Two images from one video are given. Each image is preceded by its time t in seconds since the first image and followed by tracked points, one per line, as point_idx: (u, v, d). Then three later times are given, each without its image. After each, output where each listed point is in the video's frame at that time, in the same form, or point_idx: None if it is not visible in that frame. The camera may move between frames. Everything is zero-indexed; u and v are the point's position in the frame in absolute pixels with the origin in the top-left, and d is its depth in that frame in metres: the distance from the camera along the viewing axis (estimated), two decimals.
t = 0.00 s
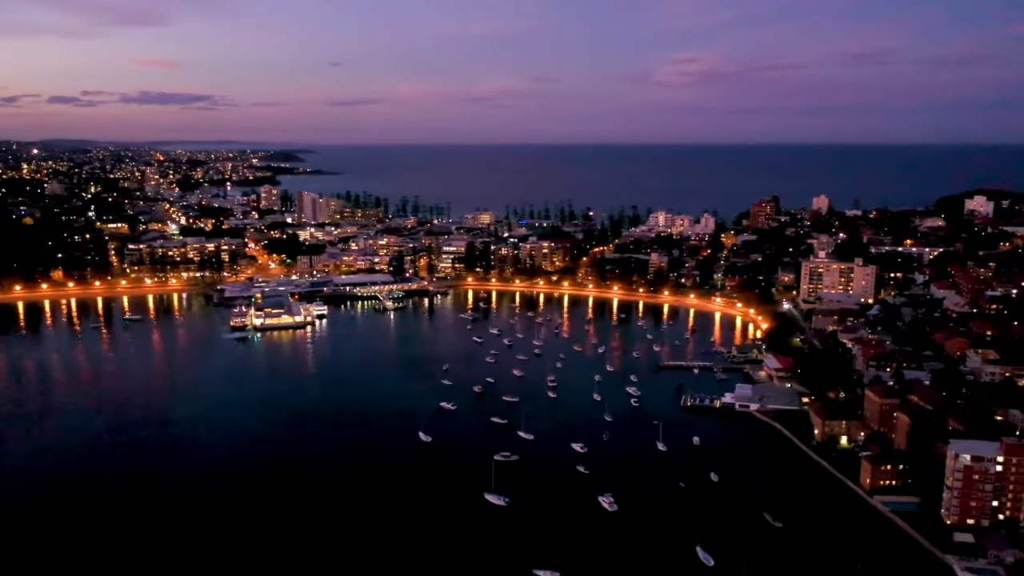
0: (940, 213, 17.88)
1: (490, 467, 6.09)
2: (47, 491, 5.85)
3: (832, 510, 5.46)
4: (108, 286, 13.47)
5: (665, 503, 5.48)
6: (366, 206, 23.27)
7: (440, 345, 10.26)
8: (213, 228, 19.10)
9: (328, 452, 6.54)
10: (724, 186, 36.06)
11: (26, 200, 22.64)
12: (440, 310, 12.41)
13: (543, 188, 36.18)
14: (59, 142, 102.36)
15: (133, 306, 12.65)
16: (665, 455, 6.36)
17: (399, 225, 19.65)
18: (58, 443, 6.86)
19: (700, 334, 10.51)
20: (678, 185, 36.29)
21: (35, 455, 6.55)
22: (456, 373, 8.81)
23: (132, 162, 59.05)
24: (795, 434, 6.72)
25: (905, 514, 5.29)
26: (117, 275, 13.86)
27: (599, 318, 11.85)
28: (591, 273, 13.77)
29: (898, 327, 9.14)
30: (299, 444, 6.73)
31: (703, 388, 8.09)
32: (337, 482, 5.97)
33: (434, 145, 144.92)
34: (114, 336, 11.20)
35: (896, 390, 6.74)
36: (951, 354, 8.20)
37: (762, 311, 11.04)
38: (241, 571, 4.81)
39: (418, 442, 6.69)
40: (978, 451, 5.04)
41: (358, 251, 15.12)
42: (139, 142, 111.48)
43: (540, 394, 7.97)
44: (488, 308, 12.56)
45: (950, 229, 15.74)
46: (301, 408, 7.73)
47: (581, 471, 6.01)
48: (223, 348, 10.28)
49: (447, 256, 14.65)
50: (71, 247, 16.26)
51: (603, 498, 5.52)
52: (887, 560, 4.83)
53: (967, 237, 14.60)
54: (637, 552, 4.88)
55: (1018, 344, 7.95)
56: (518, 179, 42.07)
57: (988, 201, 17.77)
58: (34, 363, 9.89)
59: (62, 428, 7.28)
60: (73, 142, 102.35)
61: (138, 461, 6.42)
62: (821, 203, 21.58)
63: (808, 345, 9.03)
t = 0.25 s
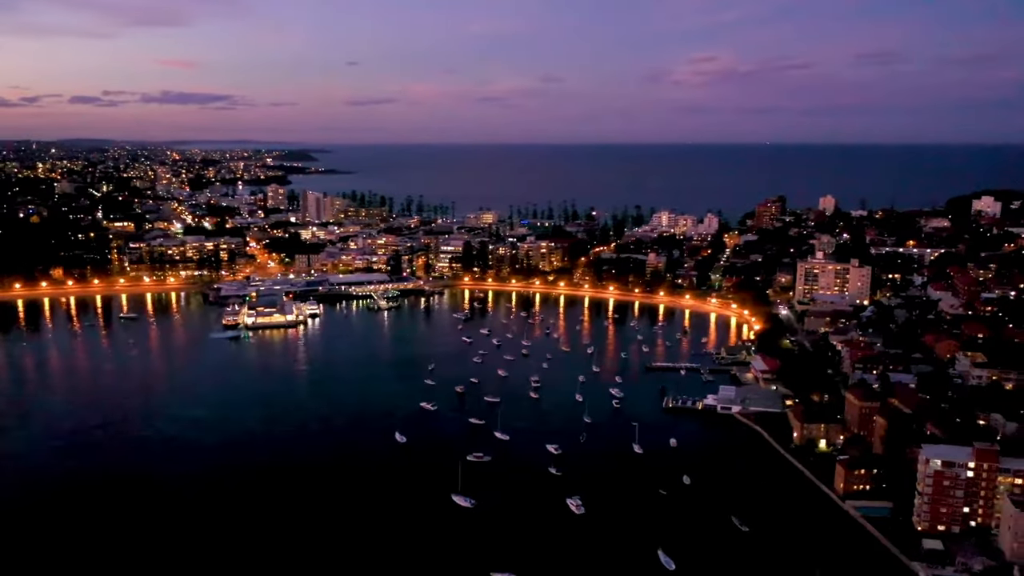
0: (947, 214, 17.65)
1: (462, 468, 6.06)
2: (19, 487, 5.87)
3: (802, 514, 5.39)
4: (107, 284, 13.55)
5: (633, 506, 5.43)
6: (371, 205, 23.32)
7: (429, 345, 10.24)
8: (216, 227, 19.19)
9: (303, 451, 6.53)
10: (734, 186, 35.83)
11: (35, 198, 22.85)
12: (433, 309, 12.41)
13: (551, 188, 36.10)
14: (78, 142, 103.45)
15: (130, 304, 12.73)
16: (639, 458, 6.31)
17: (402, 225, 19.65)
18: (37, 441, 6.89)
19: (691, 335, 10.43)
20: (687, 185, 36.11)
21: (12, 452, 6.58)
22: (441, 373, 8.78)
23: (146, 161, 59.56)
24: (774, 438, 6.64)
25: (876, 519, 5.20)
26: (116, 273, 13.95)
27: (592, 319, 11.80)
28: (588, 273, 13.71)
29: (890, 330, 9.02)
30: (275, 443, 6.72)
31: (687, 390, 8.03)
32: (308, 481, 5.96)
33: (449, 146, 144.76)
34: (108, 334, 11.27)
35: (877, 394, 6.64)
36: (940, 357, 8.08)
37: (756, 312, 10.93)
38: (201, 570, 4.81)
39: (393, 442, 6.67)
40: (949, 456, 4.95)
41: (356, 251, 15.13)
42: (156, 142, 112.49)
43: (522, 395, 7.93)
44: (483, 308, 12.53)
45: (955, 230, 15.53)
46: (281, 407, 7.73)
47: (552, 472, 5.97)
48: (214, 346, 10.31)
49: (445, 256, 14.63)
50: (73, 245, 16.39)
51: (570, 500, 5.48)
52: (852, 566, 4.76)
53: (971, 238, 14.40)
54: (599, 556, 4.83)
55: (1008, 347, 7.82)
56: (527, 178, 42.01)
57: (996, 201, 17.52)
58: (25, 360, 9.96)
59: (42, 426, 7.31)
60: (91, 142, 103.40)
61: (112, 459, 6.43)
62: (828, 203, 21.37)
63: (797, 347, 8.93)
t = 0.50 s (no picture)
0: (953, 214, 17.42)
1: (433, 469, 6.03)
2: None
3: (772, 519, 5.31)
4: (106, 283, 13.64)
5: (600, 510, 5.38)
6: (375, 204, 23.36)
7: (418, 346, 10.21)
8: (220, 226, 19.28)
9: (277, 452, 6.52)
10: (744, 185, 35.58)
11: (44, 198, 23.07)
12: (427, 309, 12.39)
13: (560, 188, 36.02)
14: (95, 143, 104.42)
15: (127, 303, 12.81)
16: (613, 460, 6.24)
17: (405, 224, 19.65)
18: (15, 440, 6.92)
19: (682, 336, 10.35)
20: (697, 185, 35.92)
21: None
22: (426, 373, 8.75)
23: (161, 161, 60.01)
24: (752, 441, 6.56)
25: (846, 525, 5.11)
26: (116, 272, 14.03)
27: (585, 319, 11.74)
28: (584, 273, 13.65)
29: (881, 332, 8.91)
30: (251, 444, 6.71)
31: (671, 391, 7.95)
32: (279, 482, 5.95)
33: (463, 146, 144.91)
34: (103, 333, 11.34)
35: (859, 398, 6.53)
36: (929, 360, 7.95)
37: (750, 312, 10.83)
38: (160, 570, 4.81)
39: (369, 443, 6.65)
40: (919, 461, 4.87)
41: (355, 250, 15.14)
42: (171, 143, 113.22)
43: (504, 396, 7.88)
44: (477, 308, 12.50)
45: (960, 230, 15.32)
46: (262, 407, 7.73)
47: (523, 474, 5.92)
48: (205, 346, 10.34)
49: (443, 256, 14.61)
50: (76, 244, 16.51)
51: (538, 503, 5.43)
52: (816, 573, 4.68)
53: (975, 239, 14.21)
54: (559, 560, 4.78)
55: (998, 350, 7.69)
56: (537, 178, 41.94)
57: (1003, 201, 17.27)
58: (17, 358, 10.03)
59: (23, 425, 7.34)
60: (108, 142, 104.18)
61: (88, 458, 6.46)
62: (834, 203, 21.16)
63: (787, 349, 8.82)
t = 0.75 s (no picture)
0: (958, 215, 17.21)
1: (403, 470, 6.01)
2: None
3: (739, 524, 5.25)
4: (104, 282, 13.72)
5: (565, 514, 5.34)
6: (379, 204, 23.40)
7: (406, 346, 10.20)
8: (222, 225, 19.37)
9: (251, 451, 6.52)
10: (753, 185, 35.35)
11: (51, 197, 23.24)
12: (420, 309, 12.39)
13: (567, 187, 35.94)
14: (111, 142, 105.36)
15: (123, 302, 12.88)
16: (586, 463, 6.20)
17: (406, 224, 19.65)
18: None
19: (671, 338, 10.28)
20: (705, 185, 35.73)
21: None
22: (409, 373, 8.73)
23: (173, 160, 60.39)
24: (728, 444, 6.50)
25: (813, 530, 5.05)
26: (114, 271, 14.12)
27: (577, 320, 11.69)
28: (580, 274, 13.60)
29: (870, 334, 8.79)
30: (226, 443, 6.72)
31: (653, 393, 7.88)
32: (248, 482, 5.95)
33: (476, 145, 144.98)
34: (96, 331, 11.40)
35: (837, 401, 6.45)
36: (915, 363, 7.84)
37: (741, 314, 10.73)
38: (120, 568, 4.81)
39: (342, 443, 6.64)
40: (885, 467, 4.79)
41: (352, 250, 15.16)
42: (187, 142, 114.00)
43: (484, 397, 7.85)
44: (470, 308, 12.48)
45: (963, 231, 15.13)
46: (242, 406, 7.74)
47: (493, 476, 5.89)
48: (195, 345, 10.38)
49: (439, 255, 14.60)
50: (78, 243, 16.63)
51: (503, 505, 5.40)
52: None
53: (977, 240, 14.02)
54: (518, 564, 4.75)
55: (985, 354, 7.57)
56: (545, 178, 41.85)
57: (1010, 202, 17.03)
58: (9, 356, 10.11)
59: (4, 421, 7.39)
60: (124, 142, 105.09)
61: (63, 456, 6.48)
62: (839, 203, 20.97)
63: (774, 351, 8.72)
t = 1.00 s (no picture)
0: (963, 216, 16.96)
1: (365, 472, 5.98)
2: None
3: (698, 530, 5.17)
4: (101, 280, 13.83)
5: (522, 519, 5.30)
6: (383, 204, 23.44)
7: (391, 347, 10.17)
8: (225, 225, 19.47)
9: (220, 455, 6.51)
10: (764, 184, 35.08)
11: (59, 196, 23.44)
12: (411, 309, 12.37)
13: (576, 188, 35.86)
14: (129, 142, 106.32)
15: (118, 300, 12.95)
16: (551, 466, 6.14)
17: (407, 224, 19.65)
18: None
19: (658, 339, 10.20)
20: (715, 185, 35.52)
21: None
22: (389, 374, 8.69)
23: (188, 160, 60.83)
24: (698, 448, 6.42)
25: (770, 537, 4.97)
26: (111, 269, 14.22)
27: (567, 320, 11.62)
28: (574, 274, 13.53)
29: (855, 337, 8.67)
30: (195, 447, 6.72)
31: (631, 395, 7.80)
32: (210, 484, 5.95)
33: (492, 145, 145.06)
34: (88, 329, 11.48)
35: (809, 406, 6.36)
36: (898, 367, 7.70)
37: (730, 316, 10.61)
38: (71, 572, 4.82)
39: (310, 444, 6.63)
40: (841, 473, 4.69)
41: (348, 249, 15.17)
42: (204, 142, 114.89)
43: (460, 398, 7.80)
44: (462, 308, 12.46)
45: (965, 234, 14.92)
46: (218, 408, 7.76)
47: (455, 478, 5.85)
48: (183, 345, 10.42)
49: (435, 255, 14.57)
50: (79, 241, 16.76)
51: (461, 508, 5.36)
52: None
53: (978, 243, 13.82)
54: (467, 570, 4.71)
55: (968, 359, 7.42)
56: (555, 179, 41.77)
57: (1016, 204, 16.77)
58: None
59: None
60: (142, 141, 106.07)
61: (32, 458, 6.52)
62: (845, 204, 20.74)
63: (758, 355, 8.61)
